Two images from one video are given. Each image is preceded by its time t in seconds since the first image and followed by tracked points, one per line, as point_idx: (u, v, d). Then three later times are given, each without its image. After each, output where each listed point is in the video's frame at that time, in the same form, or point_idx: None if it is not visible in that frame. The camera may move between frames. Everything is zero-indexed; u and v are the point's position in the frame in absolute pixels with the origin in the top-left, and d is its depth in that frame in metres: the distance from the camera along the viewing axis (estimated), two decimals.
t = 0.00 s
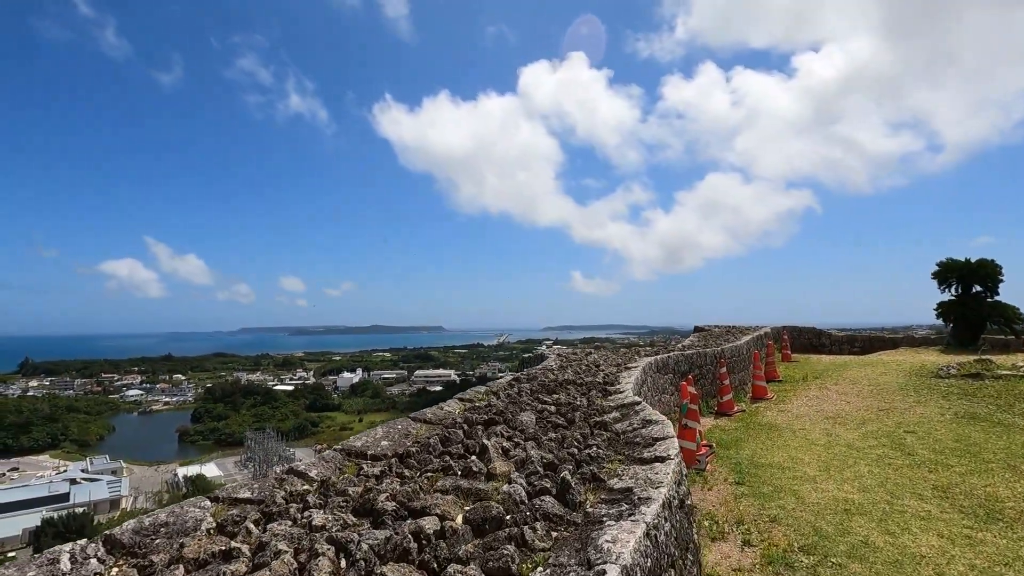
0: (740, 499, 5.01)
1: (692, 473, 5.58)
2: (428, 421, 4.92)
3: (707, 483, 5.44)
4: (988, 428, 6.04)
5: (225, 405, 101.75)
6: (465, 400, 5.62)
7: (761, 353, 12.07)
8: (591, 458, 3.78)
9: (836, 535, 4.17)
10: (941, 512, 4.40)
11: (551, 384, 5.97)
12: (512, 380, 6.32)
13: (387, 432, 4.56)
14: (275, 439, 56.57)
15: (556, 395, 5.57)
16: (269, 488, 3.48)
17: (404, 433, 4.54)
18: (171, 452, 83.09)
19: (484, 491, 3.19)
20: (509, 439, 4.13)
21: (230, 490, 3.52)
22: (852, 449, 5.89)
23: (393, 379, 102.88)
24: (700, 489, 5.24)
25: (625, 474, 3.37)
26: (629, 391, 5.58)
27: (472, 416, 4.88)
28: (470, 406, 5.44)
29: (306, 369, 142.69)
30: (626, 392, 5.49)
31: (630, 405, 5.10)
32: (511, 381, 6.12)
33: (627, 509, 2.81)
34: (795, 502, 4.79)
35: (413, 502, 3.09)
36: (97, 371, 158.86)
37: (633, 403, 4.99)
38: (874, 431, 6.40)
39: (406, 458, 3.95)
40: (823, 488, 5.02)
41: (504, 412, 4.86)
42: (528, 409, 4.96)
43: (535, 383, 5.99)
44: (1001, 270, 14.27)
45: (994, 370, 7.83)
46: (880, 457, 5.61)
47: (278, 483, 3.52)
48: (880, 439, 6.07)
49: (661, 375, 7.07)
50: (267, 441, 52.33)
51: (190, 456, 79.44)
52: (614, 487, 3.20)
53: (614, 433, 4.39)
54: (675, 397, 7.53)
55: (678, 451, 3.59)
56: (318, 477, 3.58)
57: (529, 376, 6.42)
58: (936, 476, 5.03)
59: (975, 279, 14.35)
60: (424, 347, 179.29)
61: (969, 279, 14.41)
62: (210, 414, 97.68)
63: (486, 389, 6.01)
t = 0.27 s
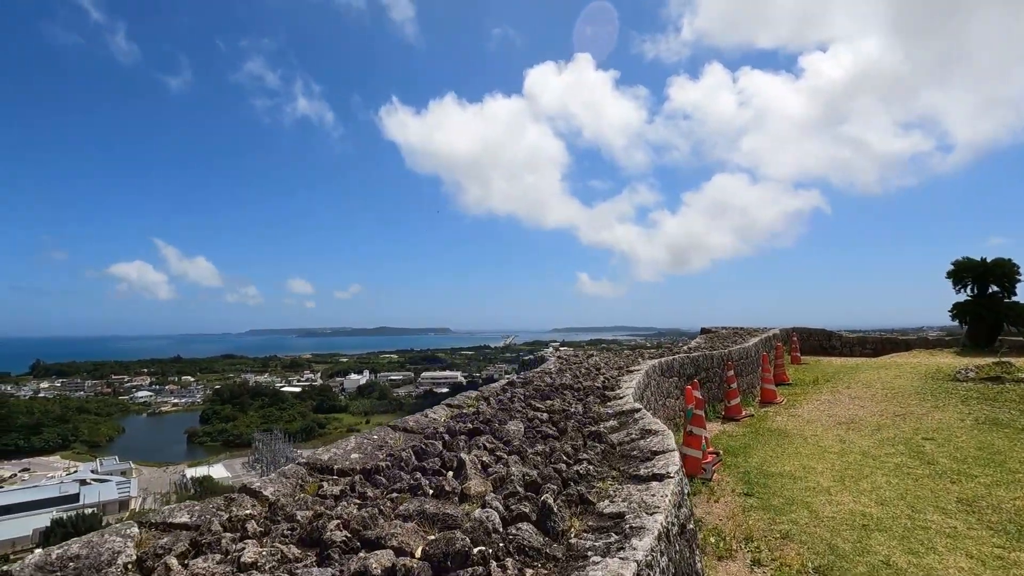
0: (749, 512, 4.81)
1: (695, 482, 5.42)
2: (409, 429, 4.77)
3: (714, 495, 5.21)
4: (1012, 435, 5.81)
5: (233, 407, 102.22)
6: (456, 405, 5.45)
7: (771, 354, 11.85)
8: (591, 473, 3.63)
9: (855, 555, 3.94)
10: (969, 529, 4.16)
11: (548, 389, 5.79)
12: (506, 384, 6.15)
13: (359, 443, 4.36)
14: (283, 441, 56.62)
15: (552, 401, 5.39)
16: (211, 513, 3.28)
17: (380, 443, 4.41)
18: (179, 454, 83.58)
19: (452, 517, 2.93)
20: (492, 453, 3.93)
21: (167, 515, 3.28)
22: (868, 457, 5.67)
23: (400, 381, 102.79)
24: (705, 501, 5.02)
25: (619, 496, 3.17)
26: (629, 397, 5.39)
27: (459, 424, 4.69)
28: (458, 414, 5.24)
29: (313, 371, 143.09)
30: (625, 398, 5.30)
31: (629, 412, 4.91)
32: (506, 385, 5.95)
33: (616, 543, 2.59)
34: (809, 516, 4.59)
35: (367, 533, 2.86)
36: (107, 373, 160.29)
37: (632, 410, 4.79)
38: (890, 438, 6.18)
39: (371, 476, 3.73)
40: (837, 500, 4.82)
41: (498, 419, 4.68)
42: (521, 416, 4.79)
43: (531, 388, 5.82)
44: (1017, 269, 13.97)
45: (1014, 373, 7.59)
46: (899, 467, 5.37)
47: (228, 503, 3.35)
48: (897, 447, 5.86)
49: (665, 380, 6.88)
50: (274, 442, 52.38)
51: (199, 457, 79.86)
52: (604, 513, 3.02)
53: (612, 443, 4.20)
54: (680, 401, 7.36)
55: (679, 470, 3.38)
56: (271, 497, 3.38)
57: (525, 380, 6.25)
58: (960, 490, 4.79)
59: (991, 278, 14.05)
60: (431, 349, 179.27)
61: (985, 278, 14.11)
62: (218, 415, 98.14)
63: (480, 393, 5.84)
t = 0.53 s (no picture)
0: (764, 534, 4.44)
1: (704, 499, 5.13)
2: (389, 447, 4.35)
3: (724, 514, 4.89)
4: None
5: (242, 408, 102.61)
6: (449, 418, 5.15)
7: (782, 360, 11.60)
8: (589, 500, 3.20)
9: None
10: (1006, 557, 3.75)
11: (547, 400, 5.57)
12: (504, 394, 5.94)
13: (329, 462, 3.81)
14: (291, 443, 56.67)
15: (552, 413, 5.15)
16: (142, 555, 2.53)
17: (353, 465, 3.83)
18: (189, 455, 83.94)
19: (415, 568, 2.40)
20: (474, 485, 3.44)
21: (82, 559, 2.53)
22: (891, 474, 5.34)
23: (407, 383, 102.83)
24: (715, 520, 4.71)
25: (625, 541, 2.60)
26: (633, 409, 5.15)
27: (448, 438, 4.36)
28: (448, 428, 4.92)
29: (322, 373, 143.68)
30: (630, 411, 5.03)
31: (632, 428, 4.62)
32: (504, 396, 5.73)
33: None
34: (829, 538, 4.22)
35: None
36: (117, 375, 161.47)
37: (636, 425, 4.52)
38: (912, 452, 5.92)
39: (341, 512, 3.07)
40: (861, 521, 4.46)
41: (494, 435, 4.40)
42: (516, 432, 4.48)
43: (529, 399, 5.60)
44: None
45: None
46: (924, 484, 5.04)
47: (157, 545, 2.61)
48: (921, 463, 5.57)
49: (672, 388, 6.67)
50: (282, 444, 52.41)
51: (208, 458, 80.13)
52: (602, 559, 2.50)
53: (614, 466, 3.81)
54: (689, 409, 7.16)
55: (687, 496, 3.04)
56: (219, 534, 2.70)
57: (524, 390, 6.02)
58: (995, 510, 4.44)
59: (1011, 280, 13.74)
60: (438, 351, 179.43)
61: (1004, 280, 13.81)
62: (227, 417, 98.53)
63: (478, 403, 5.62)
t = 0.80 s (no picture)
0: (775, 551, 4.24)
1: (710, 512, 4.95)
2: (362, 457, 4.18)
3: (732, 530, 4.68)
4: None
5: (250, 412, 102.90)
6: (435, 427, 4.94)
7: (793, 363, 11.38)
8: (581, 521, 2.93)
9: None
10: None
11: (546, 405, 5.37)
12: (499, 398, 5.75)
13: (288, 477, 3.57)
14: (298, 446, 56.61)
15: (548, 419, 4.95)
16: None
17: (315, 480, 3.61)
18: (198, 459, 84.20)
19: None
20: (442, 504, 3.06)
21: None
22: (909, 486, 5.13)
23: (415, 387, 102.70)
24: (722, 535, 4.51)
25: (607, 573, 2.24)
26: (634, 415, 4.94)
27: (427, 449, 4.13)
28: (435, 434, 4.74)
29: (330, 377, 143.76)
30: (630, 417, 4.84)
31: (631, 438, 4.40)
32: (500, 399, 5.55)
33: None
34: (846, 557, 4.00)
35: None
36: (128, 378, 162.49)
37: (634, 434, 4.30)
38: (932, 462, 5.70)
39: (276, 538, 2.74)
40: (880, 538, 4.24)
41: (480, 442, 4.20)
42: (503, 441, 4.28)
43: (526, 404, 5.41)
44: None
45: None
46: (945, 497, 4.82)
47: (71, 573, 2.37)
48: (943, 473, 5.34)
49: (675, 392, 6.47)
50: (290, 448, 52.35)
51: (217, 462, 80.36)
52: None
53: (609, 480, 3.58)
54: (694, 414, 6.98)
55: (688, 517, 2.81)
56: (143, 562, 2.45)
57: (519, 394, 5.83)
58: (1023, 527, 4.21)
59: None
60: (446, 355, 179.22)
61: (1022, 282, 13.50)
62: (236, 421, 98.83)
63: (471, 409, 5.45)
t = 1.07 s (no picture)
0: None
1: (713, 532, 4.68)
2: (322, 478, 3.89)
3: (738, 551, 4.38)
4: None
5: (260, 416, 103.35)
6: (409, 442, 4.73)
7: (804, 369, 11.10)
8: (552, 569, 2.74)
9: None
10: None
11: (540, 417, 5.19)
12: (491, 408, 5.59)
13: (228, 504, 3.28)
14: (308, 450, 56.65)
15: (538, 433, 4.75)
16: None
17: (258, 507, 3.31)
18: (208, 463, 84.64)
19: None
20: (388, 543, 2.76)
21: None
22: (929, 504, 4.87)
23: (424, 391, 102.57)
24: (725, 558, 4.26)
25: None
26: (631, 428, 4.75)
27: (392, 469, 3.88)
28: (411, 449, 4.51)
29: (339, 381, 144.03)
30: (626, 431, 4.62)
31: (623, 455, 4.20)
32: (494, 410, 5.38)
33: None
34: None
35: None
36: (141, 382, 164.00)
37: (624, 453, 4.09)
38: (953, 475, 5.46)
39: None
40: (899, 562, 3.99)
41: (452, 461, 3.99)
42: (477, 462, 4.04)
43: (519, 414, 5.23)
44: None
45: None
46: (967, 517, 4.57)
47: None
48: (964, 489, 5.10)
49: (679, 401, 6.28)
50: (299, 452, 52.36)
51: (227, 466, 80.73)
52: None
53: (590, 512, 3.37)
54: (698, 424, 6.77)
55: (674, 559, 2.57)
56: None
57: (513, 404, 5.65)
58: None
59: None
60: (455, 360, 178.99)
61: None
62: (246, 424, 99.32)
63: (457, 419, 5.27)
